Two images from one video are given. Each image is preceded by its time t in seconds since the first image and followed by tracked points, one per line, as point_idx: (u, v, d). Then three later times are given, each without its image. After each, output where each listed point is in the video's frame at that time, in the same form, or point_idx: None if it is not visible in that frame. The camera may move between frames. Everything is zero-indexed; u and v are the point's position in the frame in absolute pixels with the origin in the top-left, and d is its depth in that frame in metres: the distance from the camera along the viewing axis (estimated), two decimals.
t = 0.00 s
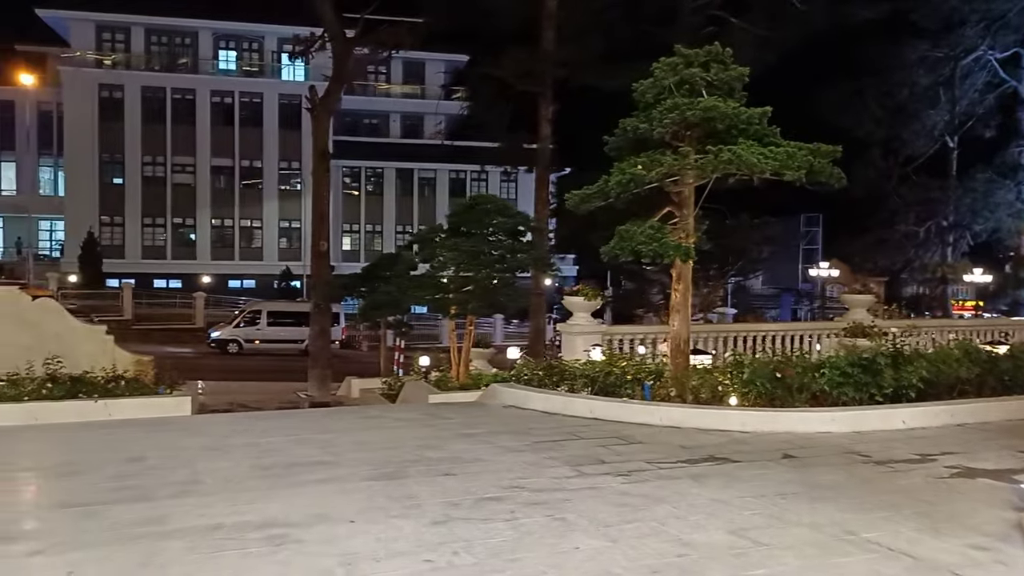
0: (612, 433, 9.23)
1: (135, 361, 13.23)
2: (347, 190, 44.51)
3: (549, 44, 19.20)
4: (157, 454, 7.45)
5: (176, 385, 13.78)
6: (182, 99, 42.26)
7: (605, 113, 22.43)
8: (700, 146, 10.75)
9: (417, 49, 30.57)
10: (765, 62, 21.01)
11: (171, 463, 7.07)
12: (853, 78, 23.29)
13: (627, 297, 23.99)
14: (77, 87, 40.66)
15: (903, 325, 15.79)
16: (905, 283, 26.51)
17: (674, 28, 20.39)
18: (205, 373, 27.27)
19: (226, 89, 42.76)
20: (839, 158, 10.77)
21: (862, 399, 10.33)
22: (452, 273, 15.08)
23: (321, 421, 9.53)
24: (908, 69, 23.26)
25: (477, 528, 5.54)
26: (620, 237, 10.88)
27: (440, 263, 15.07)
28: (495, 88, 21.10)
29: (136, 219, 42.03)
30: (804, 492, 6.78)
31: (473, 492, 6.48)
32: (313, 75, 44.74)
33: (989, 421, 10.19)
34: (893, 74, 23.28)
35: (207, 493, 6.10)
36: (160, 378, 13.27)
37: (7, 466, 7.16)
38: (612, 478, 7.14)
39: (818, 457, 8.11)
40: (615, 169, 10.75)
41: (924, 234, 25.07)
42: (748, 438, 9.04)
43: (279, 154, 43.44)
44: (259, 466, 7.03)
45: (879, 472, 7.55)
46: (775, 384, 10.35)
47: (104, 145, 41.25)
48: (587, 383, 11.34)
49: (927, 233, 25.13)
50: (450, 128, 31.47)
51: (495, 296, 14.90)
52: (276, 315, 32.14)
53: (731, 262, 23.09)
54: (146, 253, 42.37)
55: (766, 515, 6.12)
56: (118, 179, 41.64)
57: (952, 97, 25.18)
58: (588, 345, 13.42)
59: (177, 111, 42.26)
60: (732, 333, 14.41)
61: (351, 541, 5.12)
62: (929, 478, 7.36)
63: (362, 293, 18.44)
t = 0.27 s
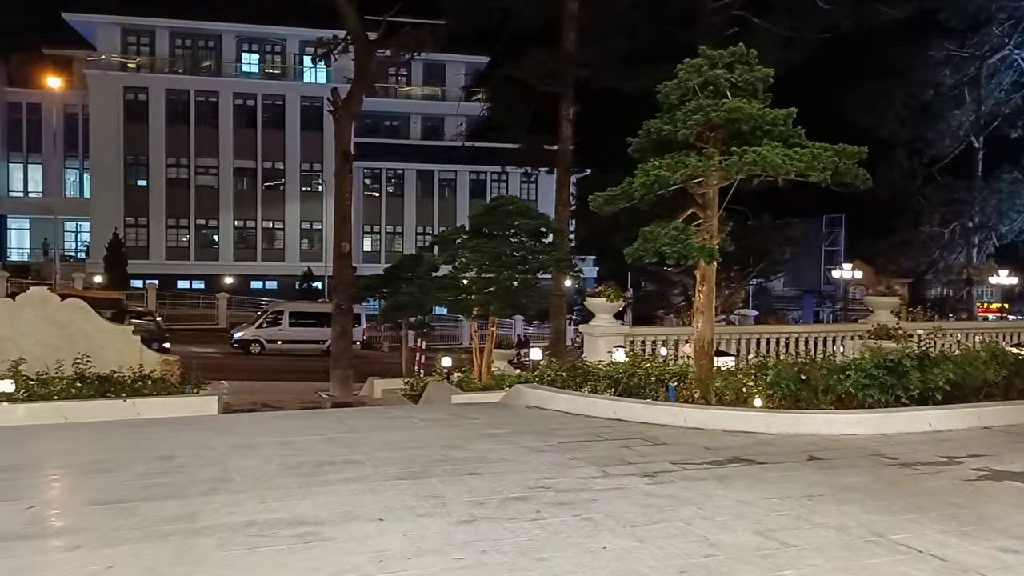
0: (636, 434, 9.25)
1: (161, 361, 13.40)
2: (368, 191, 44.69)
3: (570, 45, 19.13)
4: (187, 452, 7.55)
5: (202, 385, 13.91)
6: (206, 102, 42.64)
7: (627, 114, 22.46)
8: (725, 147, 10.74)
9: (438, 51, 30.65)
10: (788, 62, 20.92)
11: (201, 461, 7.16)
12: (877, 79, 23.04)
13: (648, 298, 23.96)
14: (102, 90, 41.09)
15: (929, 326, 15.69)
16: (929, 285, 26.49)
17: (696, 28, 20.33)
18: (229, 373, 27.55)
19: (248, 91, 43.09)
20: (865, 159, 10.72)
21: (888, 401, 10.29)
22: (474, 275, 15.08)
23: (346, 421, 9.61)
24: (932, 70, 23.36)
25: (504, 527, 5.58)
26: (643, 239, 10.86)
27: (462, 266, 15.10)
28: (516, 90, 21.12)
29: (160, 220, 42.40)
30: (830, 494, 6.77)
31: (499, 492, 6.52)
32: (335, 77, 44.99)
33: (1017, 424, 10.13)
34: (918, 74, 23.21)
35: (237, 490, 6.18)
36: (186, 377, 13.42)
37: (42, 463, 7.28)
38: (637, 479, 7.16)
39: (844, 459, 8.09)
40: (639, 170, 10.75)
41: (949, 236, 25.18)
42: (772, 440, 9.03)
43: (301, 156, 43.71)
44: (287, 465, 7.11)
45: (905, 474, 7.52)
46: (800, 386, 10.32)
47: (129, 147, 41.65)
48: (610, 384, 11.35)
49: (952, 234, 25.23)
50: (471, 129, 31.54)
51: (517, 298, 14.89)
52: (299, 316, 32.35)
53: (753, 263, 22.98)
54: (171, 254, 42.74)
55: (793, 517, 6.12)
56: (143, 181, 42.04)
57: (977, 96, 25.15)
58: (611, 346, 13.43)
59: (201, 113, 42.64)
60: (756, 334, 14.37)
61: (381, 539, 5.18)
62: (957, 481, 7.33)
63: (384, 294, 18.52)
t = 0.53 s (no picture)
0: (654, 434, 9.28)
1: (179, 362, 13.51)
2: (382, 193, 44.82)
3: (584, 46, 19.19)
4: (210, 450, 7.64)
5: (220, 386, 14.02)
6: (221, 104, 42.89)
7: (641, 115, 22.49)
8: (741, 148, 10.78)
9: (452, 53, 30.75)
10: (803, 62, 20.89)
11: (224, 459, 7.25)
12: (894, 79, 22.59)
13: (662, 299, 23.96)
14: (119, 92, 41.40)
15: (946, 327, 15.65)
16: (945, 286, 26.11)
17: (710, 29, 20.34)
18: (245, 373, 27.86)
19: (263, 93, 43.31)
20: (881, 159, 10.74)
21: (905, 402, 10.28)
22: (489, 275, 15.08)
23: (365, 420, 9.69)
24: (949, 70, 23.26)
25: (525, 524, 5.64)
26: (660, 240, 10.88)
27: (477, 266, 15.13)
28: (530, 91, 21.16)
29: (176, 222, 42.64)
30: (849, 494, 6.79)
31: (519, 491, 6.57)
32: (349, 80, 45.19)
33: None
34: (935, 74, 22.92)
35: (261, 487, 6.27)
36: (204, 378, 13.53)
37: (68, 460, 7.39)
38: (655, 478, 7.20)
39: (863, 460, 8.09)
40: (655, 171, 10.77)
41: (966, 237, 25.11)
42: (790, 440, 9.05)
43: (315, 157, 43.89)
44: (309, 463, 7.18)
45: (924, 475, 7.52)
46: (817, 387, 10.32)
47: (145, 148, 41.93)
48: (626, 385, 11.37)
49: (969, 235, 25.19)
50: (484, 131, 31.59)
51: (532, 299, 14.94)
52: (313, 316, 32.47)
53: (768, 265, 22.96)
54: (187, 256, 42.97)
55: (812, 516, 6.14)
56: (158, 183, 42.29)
57: (995, 96, 25.06)
58: (627, 347, 13.45)
59: (216, 115, 42.87)
60: (772, 335, 14.37)
61: (404, 535, 5.24)
62: (976, 482, 7.33)
63: (398, 296, 18.58)
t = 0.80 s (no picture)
0: (668, 434, 9.31)
1: (194, 361, 13.58)
2: (393, 194, 44.98)
3: (596, 47, 19.16)
4: (228, 448, 7.72)
5: (235, 386, 14.08)
6: (233, 106, 43.11)
7: (653, 116, 22.50)
8: (755, 149, 10.80)
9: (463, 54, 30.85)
10: (816, 63, 20.88)
11: (242, 457, 7.33)
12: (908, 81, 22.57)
13: (673, 300, 23.96)
14: (133, 93, 41.70)
15: (959, 328, 15.63)
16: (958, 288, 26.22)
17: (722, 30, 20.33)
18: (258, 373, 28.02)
19: (276, 95, 43.52)
20: (896, 160, 10.76)
21: (919, 403, 10.27)
22: (501, 276, 15.10)
23: (380, 419, 9.76)
24: (963, 71, 23.42)
25: (541, 522, 5.68)
26: (674, 241, 10.89)
27: (489, 267, 15.13)
28: (541, 92, 21.19)
29: (188, 223, 42.86)
30: (864, 494, 6.81)
31: (534, 490, 6.62)
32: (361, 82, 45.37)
33: None
34: (948, 74, 22.95)
35: (280, 485, 6.33)
36: (218, 378, 13.59)
37: (89, 458, 7.47)
38: (670, 478, 7.23)
39: (877, 460, 8.11)
40: (669, 172, 10.79)
41: (979, 239, 25.23)
42: (804, 441, 9.06)
43: (326, 159, 44.08)
44: (327, 462, 7.25)
45: (939, 475, 7.53)
46: (831, 387, 10.32)
47: (158, 150, 42.22)
48: (639, 385, 11.39)
49: (982, 236, 25.35)
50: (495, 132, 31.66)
51: (543, 299, 14.99)
52: (325, 317, 32.64)
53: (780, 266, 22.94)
54: (199, 257, 43.19)
55: (828, 516, 6.16)
56: (171, 184, 42.55)
57: (1009, 97, 25.27)
58: (639, 348, 13.47)
59: (228, 117, 43.09)
60: (785, 336, 14.38)
61: (422, 532, 5.29)
62: (991, 482, 7.34)
63: (410, 297, 18.62)
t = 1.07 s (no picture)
0: (691, 450, 9.30)
1: (219, 379, 13.70)
2: (414, 212, 45.23)
3: (615, 66, 19.25)
4: (254, 465, 7.80)
5: (258, 404, 14.16)
6: (256, 126, 43.58)
7: (673, 132, 22.53)
8: (776, 165, 10.82)
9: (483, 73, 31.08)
10: (836, 78, 20.86)
11: (268, 474, 7.41)
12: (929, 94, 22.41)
13: (695, 316, 23.92)
14: (158, 114, 42.19)
15: (985, 343, 15.49)
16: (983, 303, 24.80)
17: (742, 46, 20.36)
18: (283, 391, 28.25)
19: (298, 115, 43.99)
20: (918, 175, 10.75)
21: (945, 419, 10.18)
22: (523, 293, 15.07)
23: (403, 436, 9.82)
24: (984, 84, 22.47)
25: (565, 538, 5.70)
26: (696, 257, 10.91)
27: (510, 284, 15.12)
28: (561, 110, 21.29)
29: (212, 243, 43.27)
30: (890, 510, 6.77)
31: (558, 506, 6.64)
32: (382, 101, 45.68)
33: None
34: (970, 88, 22.40)
35: (306, 501, 6.40)
36: (243, 395, 13.68)
37: (119, 475, 7.57)
38: (694, 494, 7.23)
39: (902, 476, 8.06)
40: (690, 189, 10.83)
41: (1004, 252, 24.29)
42: (828, 456, 9.03)
43: (348, 177, 44.45)
44: (351, 478, 7.31)
45: (966, 491, 7.48)
46: (855, 403, 10.27)
47: (182, 170, 42.78)
48: (662, 401, 11.39)
49: (1007, 250, 24.33)
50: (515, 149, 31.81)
51: (564, 316, 15.05)
52: (346, 335, 32.81)
53: (802, 281, 22.87)
54: (223, 275, 43.55)
55: (853, 531, 6.14)
56: (195, 205, 43.07)
57: None
58: (661, 364, 13.46)
59: (252, 137, 43.60)
60: (808, 351, 14.32)
61: (447, 548, 5.33)
62: (1018, 498, 7.28)
63: (432, 314, 18.68)
